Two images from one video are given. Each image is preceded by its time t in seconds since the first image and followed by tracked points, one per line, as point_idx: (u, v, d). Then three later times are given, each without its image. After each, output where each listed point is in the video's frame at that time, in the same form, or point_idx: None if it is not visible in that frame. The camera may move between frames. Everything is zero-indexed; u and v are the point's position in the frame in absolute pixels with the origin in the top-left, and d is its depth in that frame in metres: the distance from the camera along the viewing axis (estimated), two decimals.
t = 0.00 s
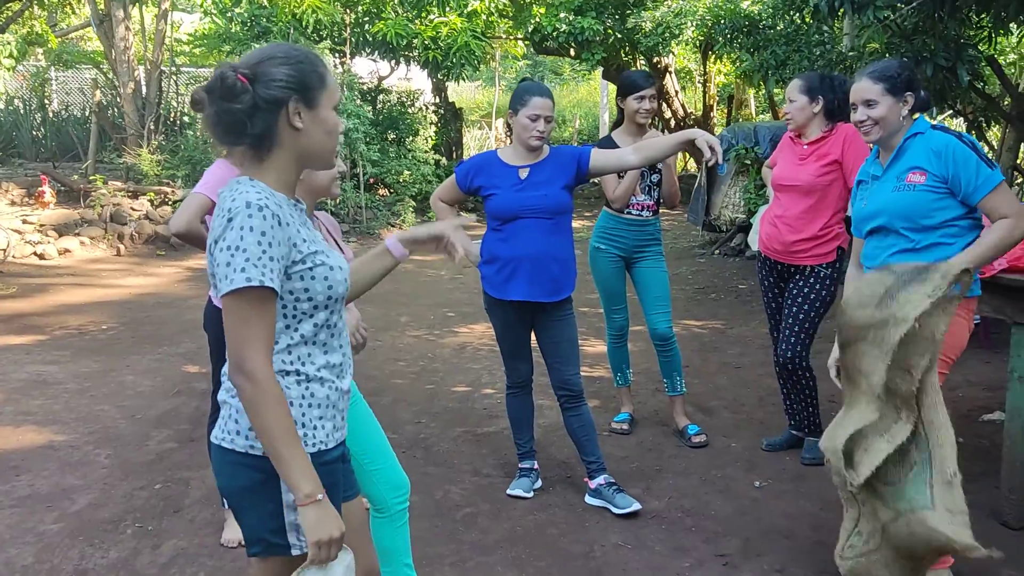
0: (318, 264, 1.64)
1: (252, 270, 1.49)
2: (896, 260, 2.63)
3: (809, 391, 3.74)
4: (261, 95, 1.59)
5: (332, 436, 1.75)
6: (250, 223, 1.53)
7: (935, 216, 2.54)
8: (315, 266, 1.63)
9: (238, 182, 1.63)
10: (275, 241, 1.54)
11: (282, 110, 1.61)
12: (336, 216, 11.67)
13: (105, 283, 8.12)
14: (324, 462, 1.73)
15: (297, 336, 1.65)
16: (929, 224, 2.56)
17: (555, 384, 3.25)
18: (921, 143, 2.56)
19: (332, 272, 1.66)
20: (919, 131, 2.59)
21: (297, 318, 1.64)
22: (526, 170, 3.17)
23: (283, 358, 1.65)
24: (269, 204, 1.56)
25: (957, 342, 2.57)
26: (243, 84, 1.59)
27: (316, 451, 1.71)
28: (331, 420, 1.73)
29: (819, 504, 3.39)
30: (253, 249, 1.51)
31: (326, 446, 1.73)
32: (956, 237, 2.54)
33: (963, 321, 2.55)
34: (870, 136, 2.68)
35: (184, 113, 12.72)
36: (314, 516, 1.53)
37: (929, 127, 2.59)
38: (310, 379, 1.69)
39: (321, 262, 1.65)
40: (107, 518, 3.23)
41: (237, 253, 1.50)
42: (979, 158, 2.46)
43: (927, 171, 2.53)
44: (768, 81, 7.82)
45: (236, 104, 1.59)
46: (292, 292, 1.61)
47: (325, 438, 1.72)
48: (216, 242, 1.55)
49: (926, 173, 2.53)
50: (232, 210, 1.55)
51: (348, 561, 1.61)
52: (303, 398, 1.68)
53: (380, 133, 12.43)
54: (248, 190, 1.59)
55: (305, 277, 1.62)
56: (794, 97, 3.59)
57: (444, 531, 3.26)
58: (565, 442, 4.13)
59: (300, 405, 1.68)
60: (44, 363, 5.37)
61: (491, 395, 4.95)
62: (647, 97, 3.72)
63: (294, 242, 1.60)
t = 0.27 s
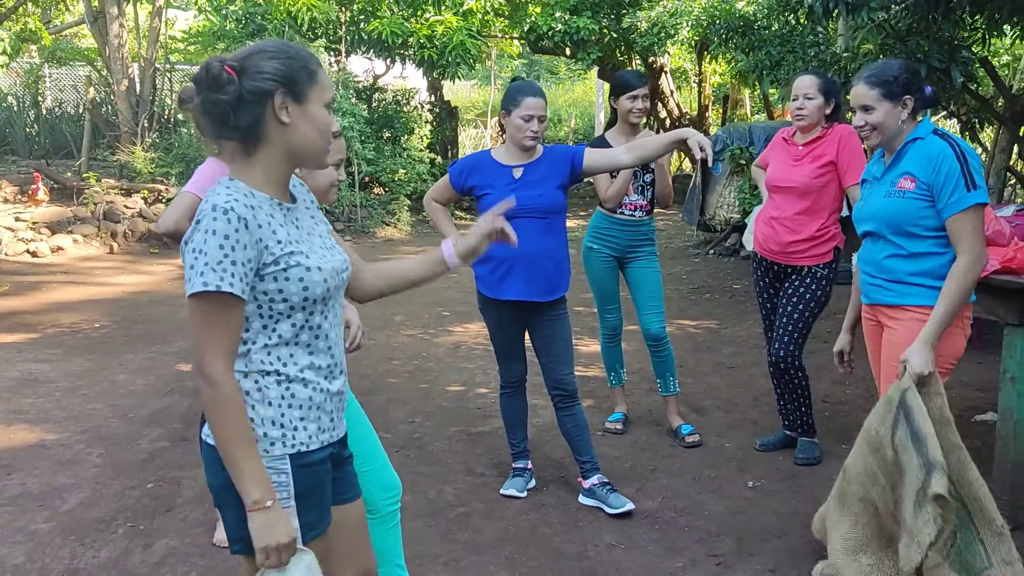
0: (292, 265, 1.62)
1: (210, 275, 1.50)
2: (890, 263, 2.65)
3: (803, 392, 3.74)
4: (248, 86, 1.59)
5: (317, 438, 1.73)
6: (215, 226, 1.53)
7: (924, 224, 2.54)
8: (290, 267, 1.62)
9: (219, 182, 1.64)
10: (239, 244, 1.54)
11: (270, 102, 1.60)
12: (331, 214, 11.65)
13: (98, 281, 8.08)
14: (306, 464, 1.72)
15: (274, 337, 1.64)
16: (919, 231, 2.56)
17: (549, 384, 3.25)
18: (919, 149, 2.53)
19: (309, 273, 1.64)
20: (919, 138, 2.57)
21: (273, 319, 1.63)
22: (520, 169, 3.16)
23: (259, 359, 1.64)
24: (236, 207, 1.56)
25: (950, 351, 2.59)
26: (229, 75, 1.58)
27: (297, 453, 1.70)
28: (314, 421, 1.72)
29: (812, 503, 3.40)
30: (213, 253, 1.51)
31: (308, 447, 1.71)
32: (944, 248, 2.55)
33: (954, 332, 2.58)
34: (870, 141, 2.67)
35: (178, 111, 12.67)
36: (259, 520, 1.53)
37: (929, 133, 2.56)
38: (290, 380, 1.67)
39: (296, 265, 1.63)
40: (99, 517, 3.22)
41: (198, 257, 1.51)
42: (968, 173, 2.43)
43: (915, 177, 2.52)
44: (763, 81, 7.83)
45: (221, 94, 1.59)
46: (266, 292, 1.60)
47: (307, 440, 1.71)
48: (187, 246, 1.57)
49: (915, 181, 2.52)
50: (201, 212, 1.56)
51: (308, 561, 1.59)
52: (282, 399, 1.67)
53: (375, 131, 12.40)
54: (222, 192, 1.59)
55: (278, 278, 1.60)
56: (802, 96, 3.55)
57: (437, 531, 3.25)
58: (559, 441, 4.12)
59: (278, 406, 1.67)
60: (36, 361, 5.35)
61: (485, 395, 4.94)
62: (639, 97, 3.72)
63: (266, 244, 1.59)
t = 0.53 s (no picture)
0: (291, 264, 1.62)
1: (200, 268, 1.51)
2: (884, 273, 2.67)
3: (804, 394, 3.74)
4: (241, 98, 1.60)
5: (309, 442, 1.71)
6: (208, 222, 1.53)
7: (919, 236, 2.54)
8: (287, 266, 1.61)
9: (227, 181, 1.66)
10: (233, 239, 1.54)
11: (266, 107, 1.61)
12: (330, 214, 11.65)
13: (97, 280, 8.08)
14: (298, 468, 1.70)
15: (271, 336, 1.63)
16: (915, 242, 2.56)
17: (548, 385, 3.25)
18: (922, 155, 2.50)
19: (306, 273, 1.63)
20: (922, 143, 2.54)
21: (270, 317, 1.62)
22: (518, 170, 3.17)
23: (251, 359, 1.64)
24: (234, 202, 1.56)
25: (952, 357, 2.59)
26: (221, 91, 1.59)
27: (287, 456, 1.68)
28: (306, 425, 1.70)
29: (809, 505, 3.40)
30: (206, 246, 1.52)
31: (298, 451, 1.69)
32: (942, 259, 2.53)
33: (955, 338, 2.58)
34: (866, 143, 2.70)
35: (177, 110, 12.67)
36: (194, 530, 1.51)
37: (933, 139, 2.52)
38: (281, 382, 1.66)
39: (294, 265, 1.62)
40: (96, 517, 3.22)
41: (192, 249, 1.52)
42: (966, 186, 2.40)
43: (914, 189, 2.50)
44: (762, 83, 7.85)
45: (217, 113, 1.60)
46: (264, 291, 1.60)
47: (298, 443, 1.69)
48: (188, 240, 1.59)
49: (914, 192, 2.51)
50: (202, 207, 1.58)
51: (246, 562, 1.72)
52: (273, 401, 1.66)
53: (375, 131, 12.40)
54: (225, 187, 1.60)
55: (276, 276, 1.60)
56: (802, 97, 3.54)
57: (434, 532, 3.25)
58: (557, 442, 4.13)
59: (268, 408, 1.66)
60: (35, 361, 5.35)
61: (483, 396, 4.94)
62: (631, 99, 3.72)
63: (263, 241, 1.58)
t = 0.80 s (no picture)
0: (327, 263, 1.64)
1: (291, 265, 1.46)
2: (881, 278, 2.68)
3: (806, 394, 3.74)
4: (241, 99, 1.57)
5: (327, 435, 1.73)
6: (282, 218, 1.50)
7: (915, 238, 2.54)
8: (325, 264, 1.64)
9: (250, 178, 1.58)
10: (304, 238, 1.52)
11: (266, 109, 1.58)
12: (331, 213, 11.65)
13: (99, 278, 8.09)
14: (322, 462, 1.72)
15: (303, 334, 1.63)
16: (911, 245, 2.56)
17: (549, 385, 3.25)
18: (922, 156, 2.49)
19: (337, 271, 1.67)
20: (922, 143, 2.52)
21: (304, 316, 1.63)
22: (520, 169, 3.17)
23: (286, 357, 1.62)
24: (293, 201, 1.55)
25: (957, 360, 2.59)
26: (222, 91, 1.56)
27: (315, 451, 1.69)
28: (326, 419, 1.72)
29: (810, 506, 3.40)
30: (289, 244, 1.48)
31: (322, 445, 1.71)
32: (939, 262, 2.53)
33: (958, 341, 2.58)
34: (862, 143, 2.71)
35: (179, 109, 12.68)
36: (313, 528, 1.46)
37: (934, 139, 2.49)
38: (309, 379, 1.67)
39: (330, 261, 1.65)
40: (98, 514, 3.23)
41: (273, 248, 1.46)
42: (963, 190, 2.38)
43: (911, 190, 2.50)
44: (764, 83, 7.85)
45: (217, 112, 1.57)
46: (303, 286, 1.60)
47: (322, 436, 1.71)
48: (242, 237, 1.49)
49: (911, 194, 2.51)
50: (258, 204, 1.51)
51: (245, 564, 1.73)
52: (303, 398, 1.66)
53: (376, 130, 12.39)
54: (266, 185, 1.55)
55: (317, 274, 1.62)
56: (807, 98, 3.54)
57: (436, 532, 3.25)
58: (557, 442, 4.13)
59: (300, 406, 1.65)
60: (37, 358, 5.36)
61: (484, 395, 4.95)
62: (628, 99, 3.72)
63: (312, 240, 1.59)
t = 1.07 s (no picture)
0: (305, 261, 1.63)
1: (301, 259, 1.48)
2: (884, 278, 2.67)
3: (808, 395, 3.73)
4: (214, 94, 1.56)
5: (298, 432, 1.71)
6: (278, 216, 1.51)
7: (917, 240, 2.53)
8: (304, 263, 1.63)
9: (224, 177, 1.57)
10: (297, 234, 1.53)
11: (239, 106, 1.58)
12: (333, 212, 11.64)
13: (101, 277, 8.08)
14: (295, 457, 1.70)
15: (279, 330, 1.61)
16: (914, 246, 2.54)
17: (551, 385, 3.24)
18: (925, 157, 2.47)
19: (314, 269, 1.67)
20: (925, 143, 2.50)
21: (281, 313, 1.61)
22: (523, 169, 3.16)
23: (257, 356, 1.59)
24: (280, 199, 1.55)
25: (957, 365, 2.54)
26: (195, 86, 1.55)
27: (289, 447, 1.67)
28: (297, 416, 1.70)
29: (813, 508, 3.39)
30: (291, 240, 1.50)
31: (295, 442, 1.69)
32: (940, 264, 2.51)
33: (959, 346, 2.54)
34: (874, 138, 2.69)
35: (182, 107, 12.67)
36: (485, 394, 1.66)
37: (938, 140, 2.47)
38: (283, 377, 1.64)
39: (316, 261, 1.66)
40: (99, 513, 3.22)
41: (279, 244, 1.48)
42: (964, 192, 2.35)
43: (914, 192, 2.49)
44: (767, 82, 7.83)
45: (189, 107, 1.56)
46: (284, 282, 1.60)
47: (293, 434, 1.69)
48: (244, 235, 1.49)
49: (914, 195, 2.49)
50: (247, 203, 1.51)
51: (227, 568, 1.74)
52: (277, 396, 1.63)
53: (378, 129, 12.35)
54: (244, 184, 1.54)
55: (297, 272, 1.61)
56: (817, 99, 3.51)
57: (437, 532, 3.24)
58: (559, 443, 4.12)
59: (273, 402, 1.63)
60: (39, 356, 5.35)
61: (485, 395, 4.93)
62: (633, 98, 3.71)
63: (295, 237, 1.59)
